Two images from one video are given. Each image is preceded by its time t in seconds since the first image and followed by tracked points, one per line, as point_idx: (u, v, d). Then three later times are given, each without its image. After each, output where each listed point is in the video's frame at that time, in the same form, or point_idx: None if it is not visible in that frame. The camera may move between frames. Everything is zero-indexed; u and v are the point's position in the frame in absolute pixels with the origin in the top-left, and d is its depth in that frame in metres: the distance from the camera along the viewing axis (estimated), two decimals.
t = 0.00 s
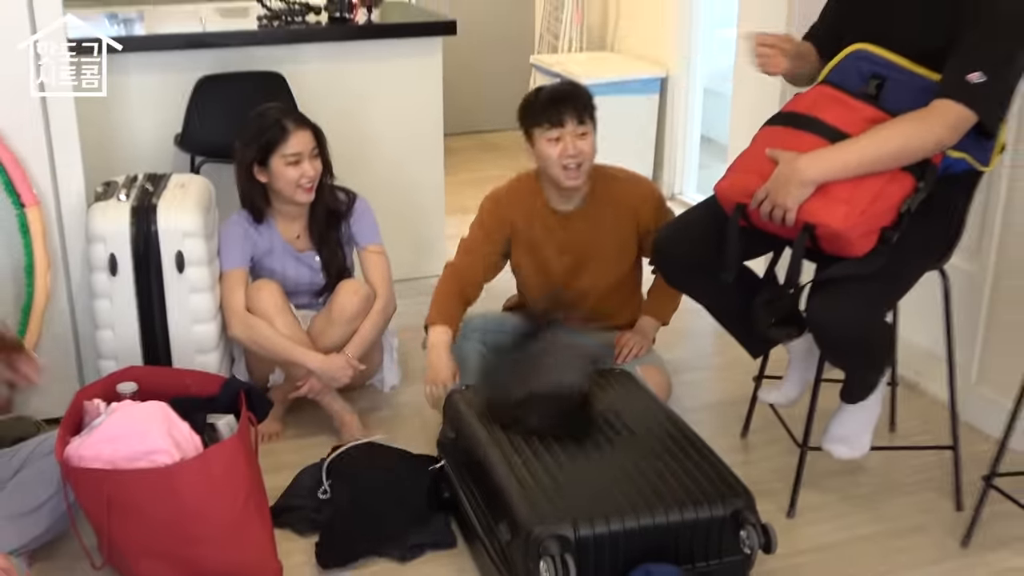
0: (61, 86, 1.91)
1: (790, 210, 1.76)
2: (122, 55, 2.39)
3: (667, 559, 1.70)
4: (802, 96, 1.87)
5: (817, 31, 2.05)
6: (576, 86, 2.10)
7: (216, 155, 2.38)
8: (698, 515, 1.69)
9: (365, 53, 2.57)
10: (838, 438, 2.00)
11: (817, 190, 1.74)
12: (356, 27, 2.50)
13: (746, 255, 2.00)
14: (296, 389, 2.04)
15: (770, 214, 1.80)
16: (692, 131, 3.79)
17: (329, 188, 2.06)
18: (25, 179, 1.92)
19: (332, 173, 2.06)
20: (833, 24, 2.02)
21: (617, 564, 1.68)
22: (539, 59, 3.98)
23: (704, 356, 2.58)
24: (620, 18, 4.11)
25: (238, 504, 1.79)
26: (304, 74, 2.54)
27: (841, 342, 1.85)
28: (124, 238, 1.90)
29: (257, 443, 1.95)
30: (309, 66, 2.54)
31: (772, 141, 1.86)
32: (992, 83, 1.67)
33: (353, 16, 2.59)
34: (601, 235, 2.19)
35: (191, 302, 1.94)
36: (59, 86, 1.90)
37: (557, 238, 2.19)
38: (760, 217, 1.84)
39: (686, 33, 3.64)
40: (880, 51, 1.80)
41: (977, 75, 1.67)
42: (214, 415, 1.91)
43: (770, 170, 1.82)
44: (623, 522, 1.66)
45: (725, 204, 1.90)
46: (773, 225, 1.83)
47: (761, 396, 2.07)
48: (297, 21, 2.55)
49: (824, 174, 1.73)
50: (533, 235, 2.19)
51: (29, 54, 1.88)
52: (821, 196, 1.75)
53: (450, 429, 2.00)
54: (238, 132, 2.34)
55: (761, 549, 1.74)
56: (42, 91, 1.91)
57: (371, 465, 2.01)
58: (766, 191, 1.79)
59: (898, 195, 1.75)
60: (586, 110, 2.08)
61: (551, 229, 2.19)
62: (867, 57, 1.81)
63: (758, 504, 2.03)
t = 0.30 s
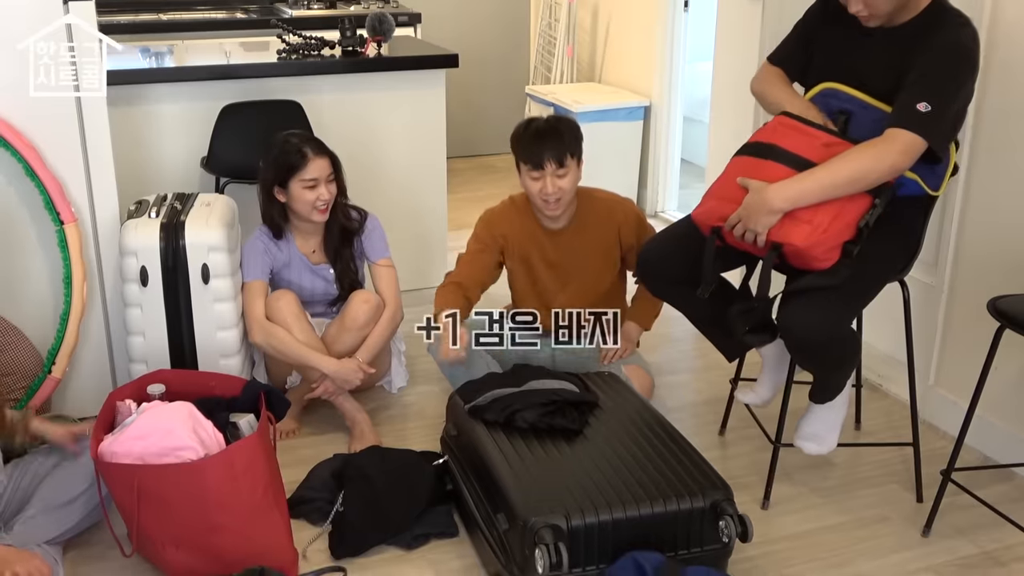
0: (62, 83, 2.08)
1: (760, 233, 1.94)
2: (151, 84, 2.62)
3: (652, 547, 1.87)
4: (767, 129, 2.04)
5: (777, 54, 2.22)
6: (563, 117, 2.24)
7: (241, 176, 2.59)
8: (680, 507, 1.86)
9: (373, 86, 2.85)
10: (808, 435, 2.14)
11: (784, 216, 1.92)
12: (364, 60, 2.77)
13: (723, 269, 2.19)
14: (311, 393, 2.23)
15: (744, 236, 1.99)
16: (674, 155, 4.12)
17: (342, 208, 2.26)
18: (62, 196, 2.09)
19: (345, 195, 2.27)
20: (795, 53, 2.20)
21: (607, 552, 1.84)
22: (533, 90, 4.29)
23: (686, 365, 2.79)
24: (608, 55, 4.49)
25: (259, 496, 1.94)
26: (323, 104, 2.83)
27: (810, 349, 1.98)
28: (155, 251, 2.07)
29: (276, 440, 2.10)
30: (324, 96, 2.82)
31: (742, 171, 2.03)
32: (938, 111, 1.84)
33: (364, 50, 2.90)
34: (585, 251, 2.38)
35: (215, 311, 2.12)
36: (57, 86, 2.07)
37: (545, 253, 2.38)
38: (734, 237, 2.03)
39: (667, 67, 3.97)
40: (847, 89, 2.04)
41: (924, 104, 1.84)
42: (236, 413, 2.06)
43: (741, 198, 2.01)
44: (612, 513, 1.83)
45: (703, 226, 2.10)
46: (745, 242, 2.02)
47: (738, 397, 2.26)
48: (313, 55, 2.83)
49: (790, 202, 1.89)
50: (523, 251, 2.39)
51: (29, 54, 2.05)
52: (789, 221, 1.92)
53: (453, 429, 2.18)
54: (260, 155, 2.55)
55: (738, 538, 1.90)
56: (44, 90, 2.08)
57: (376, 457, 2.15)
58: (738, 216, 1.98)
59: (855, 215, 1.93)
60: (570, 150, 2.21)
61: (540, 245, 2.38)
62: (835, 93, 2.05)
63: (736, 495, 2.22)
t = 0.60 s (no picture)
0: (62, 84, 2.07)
1: (761, 243, 1.94)
2: (150, 94, 2.63)
3: (651, 557, 1.86)
4: (770, 136, 2.02)
5: (776, 57, 2.20)
6: (563, 134, 2.24)
7: (239, 186, 2.59)
8: (680, 517, 1.86)
9: (371, 96, 2.86)
10: (806, 444, 2.14)
11: (787, 227, 1.91)
12: (360, 70, 2.77)
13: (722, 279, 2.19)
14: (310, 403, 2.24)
15: (745, 246, 1.98)
16: (672, 164, 4.13)
17: (342, 219, 2.27)
18: (61, 207, 2.10)
19: (344, 205, 2.28)
20: (795, 54, 2.19)
21: (606, 562, 1.83)
22: (530, 99, 4.30)
23: (684, 375, 2.79)
24: (605, 63, 4.49)
25: (257, 507, 1.94)
26: (321, 113, 2.83)
27: (810, 359, 1.98)
28: (153, 262, 2.07)
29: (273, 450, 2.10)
30: (323, 106, 2.82)
31: (743, 180, 2.03)
32: (943, 125, 1.84)
33: (362, 60, 2.91)
34: (590, 267, 2.39)
35: (213, 321, 2.12)
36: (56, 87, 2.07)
37: (551, 270, 2.38)
38: (734, 246, 2.03)
39: (665, 77, 3.98)
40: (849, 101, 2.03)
41: (930, 117, 1.84)
42: (234, 424, 2.06)
43: (744, 207, 1.99)
44: (612, 523, 1.82)
45: (704, 234, 2.10)
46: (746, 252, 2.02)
47: (737, 407, 2.26)
48: (310, 65, 2.83)
49: (793, 212, 1.89)
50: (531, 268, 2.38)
51: (29, 54, 2.04)
52: (791, 232, 1.92)
53: (451, 439, 2.18)
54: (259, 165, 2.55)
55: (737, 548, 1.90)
56: (44, 90, 2.07)
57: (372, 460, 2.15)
58: (740, 225, 1.97)
59: (857, 227, 1.93)
60: (573, 166, 2.21)
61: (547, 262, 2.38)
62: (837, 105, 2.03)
63: (735, 505, 2.22)
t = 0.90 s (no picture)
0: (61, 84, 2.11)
1: (752, 248, 1.96)
2: (155, 108, 2.67)
3: (646, 559, 1.90)
4: (760, 146, 2.07)
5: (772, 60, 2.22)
6: (591, 140, 2.28)
7: (241, 198, 2.63)
8: (675, 520, 1.90)
9: (371, 108, 2.90)
10: (799, 448, 2.17)
11: (778, 233, 1.94)
12: (361, 83, 2.83)
13: (715, 286, 2.23)
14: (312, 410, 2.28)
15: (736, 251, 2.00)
16: (667, 174, 4.18)
17: (343, 229, 2.31)
18: (66, 218, 2.13)
19: (345, 216, 2.32)
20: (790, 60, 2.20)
21: (603, 565, 1.87)
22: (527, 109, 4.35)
23: (679, 381, 2.83)
24: (601, 74, 4.54)
25: (260, 512, 1.97)
26: (322, 125, 2.87)
27: (800, 364, 2.02)
28: (157, 273, 2.11)
29: (275, 457, 2.14)
30: (323, 118, 2.86)
31: (735, 187, 2.05)
32: (934, 140, 1.87)
33: (361, 73, 2.95)
34: (598, 272, 2.43)
35: (216, 330, 2.16)
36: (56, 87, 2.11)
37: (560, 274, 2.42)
38: (726, 252, 2.05)
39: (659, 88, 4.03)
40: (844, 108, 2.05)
41: (922, 131, 1.87)
42: (237, 431, 2.10)
43: (735, 213, 2.02)
44: (609, 527, 1.86)
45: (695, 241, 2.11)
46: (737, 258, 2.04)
47: (732, 412, 2.30)
48: (311, 78, 2.87)
49: (785, 218, 1.91)
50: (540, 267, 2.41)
51: (29, 54, 2.08)
52: (782, 238, 1.94)
53: (451, 444, 2.22)
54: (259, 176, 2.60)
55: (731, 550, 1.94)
56: (44, 90, 2.10)
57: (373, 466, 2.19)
58: (732, 231, 1.99)
59: (846, 235, 1.97)
60: (595, 173, 2.25)
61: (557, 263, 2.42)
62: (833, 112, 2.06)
63: (729, 508, 2.26)
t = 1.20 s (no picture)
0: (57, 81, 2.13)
1: (747, 253, 1.98)
2: (156, 122, 2.70)
3: (643, 565, 1.92)
4: (756, 153, 2.09)
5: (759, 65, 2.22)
6: (591, 147, 2.32)
7: (241, 210, 2.66)
8: (671, 526, 1.92)
9: (370, 120, 2.93)
10: (794, 454, 2.20)
11: (772, 238, 1.97)
12: (360, 95, 2.85)
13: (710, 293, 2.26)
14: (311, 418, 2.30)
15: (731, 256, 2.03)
16: (662, 185, 4.21)
17: (342, 237, 2.35)
18: (68, 230, 2.16)
19: (344, 224, 2.36)
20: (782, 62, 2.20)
21: (600, 571, 1.89)
22: (524, 121, 4.39)
23: (675, 388, 2.86)
24: (596, 85, 4.57)
25: (261, 520, 2.00)
26: (321, 137, 2.90)
27: (794, 370, 2.04)
28: (158, 283, 2.13)
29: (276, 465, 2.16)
30: (323, 130, 2.90)
31: (731, 193, 2.08)
32: (930, 153, 1.90)
33: (359, 85, 2.99)
34: (595, 276, 2.44)
35: (217, 340, 2.18)
36: (57, 87, 2.13)
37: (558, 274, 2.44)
38: (721, 257, 2.07)
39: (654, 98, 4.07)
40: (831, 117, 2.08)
41: (918, 144, 1.89)
42: (237, 440, 2.12)
43: (731, 218, 2.05)
44: (606, 534, 1.88)
45: (690, 246, 2.15)
46: (731, 263, 2.06)
47: (727, 417, 2.32)
48: (310, 91, 2.90)
49: (780, 224, 1.95)
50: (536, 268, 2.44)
51: (30, 53, 2.10)
52: (776, 243, 1.97)
53: (449, 451, 2.25)
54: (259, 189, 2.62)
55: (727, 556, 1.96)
56: (44, 90, 2.13)
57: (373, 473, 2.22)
58: (727, 235, 2.02)
59: (839, 242, 1.99)
60: (591, 179, 2.28)
61: (552, 264, 2.44)
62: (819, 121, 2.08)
63: (725, 514, 2.28)
